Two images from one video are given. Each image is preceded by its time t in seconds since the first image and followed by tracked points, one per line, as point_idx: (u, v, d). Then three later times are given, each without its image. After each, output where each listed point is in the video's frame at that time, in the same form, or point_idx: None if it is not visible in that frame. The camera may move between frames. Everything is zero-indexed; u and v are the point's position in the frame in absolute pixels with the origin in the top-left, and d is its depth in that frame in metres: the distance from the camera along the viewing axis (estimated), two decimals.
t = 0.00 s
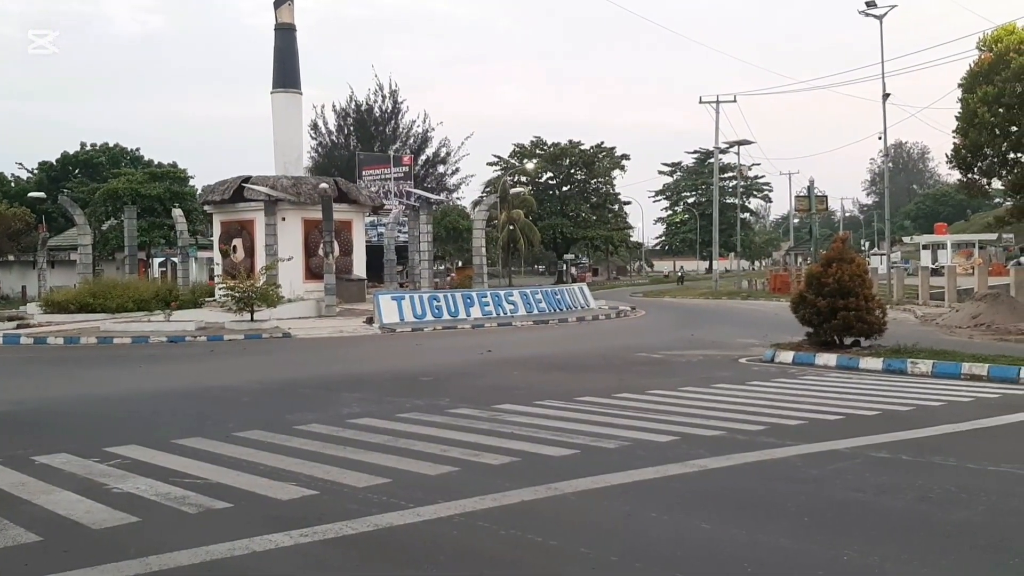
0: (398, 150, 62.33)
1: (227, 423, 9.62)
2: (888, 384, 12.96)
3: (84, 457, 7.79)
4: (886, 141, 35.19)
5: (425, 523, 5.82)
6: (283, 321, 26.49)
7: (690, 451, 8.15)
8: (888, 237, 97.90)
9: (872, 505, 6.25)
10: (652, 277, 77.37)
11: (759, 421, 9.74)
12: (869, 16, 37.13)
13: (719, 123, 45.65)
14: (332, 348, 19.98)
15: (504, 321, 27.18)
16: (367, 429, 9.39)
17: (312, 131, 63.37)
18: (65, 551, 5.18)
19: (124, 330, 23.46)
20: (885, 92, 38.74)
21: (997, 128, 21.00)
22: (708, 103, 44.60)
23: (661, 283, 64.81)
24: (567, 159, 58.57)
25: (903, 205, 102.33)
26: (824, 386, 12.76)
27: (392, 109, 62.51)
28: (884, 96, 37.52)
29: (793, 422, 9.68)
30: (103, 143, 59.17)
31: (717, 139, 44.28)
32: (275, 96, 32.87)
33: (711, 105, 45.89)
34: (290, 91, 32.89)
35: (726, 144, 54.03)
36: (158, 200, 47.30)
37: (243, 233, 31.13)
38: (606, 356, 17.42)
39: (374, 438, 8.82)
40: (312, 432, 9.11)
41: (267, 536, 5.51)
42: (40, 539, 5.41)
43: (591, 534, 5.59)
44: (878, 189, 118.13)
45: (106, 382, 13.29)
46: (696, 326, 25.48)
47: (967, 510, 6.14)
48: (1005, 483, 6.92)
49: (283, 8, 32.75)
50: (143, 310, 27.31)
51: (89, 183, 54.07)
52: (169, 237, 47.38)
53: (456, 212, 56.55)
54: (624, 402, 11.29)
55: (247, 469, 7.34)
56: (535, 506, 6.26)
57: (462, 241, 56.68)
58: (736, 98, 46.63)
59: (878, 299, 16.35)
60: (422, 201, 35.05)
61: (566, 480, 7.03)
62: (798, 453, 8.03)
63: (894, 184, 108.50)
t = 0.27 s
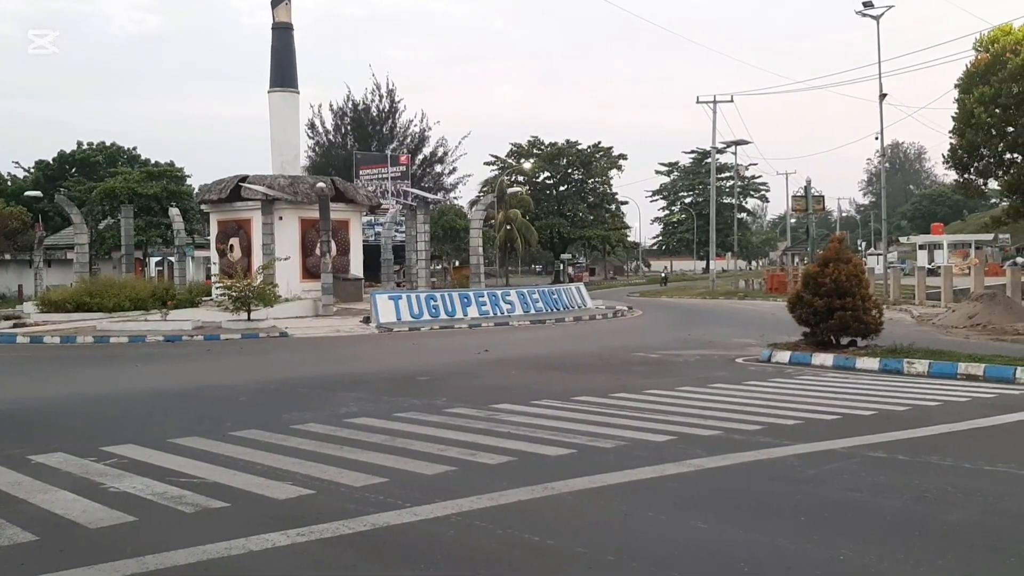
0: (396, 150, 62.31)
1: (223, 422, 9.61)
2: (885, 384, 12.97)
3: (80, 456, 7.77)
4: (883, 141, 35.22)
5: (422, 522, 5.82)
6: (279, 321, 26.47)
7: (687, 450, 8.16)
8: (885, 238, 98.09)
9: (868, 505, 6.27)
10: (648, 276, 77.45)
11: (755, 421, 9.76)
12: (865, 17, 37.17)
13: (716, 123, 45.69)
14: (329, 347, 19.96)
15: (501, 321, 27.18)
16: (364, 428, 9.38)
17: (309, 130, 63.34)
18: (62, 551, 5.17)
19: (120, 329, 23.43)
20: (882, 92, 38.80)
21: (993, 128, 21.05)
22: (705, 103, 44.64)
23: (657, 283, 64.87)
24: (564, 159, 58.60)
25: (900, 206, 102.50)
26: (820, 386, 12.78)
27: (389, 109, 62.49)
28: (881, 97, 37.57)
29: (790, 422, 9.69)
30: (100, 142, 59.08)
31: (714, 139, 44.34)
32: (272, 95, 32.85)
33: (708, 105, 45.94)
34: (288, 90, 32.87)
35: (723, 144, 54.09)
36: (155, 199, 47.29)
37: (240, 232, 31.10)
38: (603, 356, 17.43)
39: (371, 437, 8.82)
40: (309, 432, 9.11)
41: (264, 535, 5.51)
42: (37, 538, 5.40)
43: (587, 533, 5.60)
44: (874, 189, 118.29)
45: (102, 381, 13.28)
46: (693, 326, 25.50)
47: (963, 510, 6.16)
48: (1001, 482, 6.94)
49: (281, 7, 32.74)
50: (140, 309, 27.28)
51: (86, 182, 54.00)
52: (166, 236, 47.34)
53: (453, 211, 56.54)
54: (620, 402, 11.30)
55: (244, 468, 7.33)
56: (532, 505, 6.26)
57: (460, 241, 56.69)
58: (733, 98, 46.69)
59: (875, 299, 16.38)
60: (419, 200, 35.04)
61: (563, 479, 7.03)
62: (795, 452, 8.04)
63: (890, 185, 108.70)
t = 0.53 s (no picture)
0: (392, 149, 62.26)
1: (220, 422, 9.61)
2: (881, 383, 12.99)
3: (76, 456, 7.76)
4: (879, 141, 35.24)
5: (420, 521, 5.82)
6: (276, 320, 26.44)
7: (684, 450, 8.17)
8: (881, 237, 98.24)
9: (865, 505, 6.28)
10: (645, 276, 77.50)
11: (752, 420, 9.78)
12: (862, 17, 37.20)
13: (712, 123, 45.78)
14: (326, 347, 19.95)
15: (498, 321, 27.17)
16: (362, 427, 9.37)
17: (305, 130, 63.27)
18: (58, 551, 5.16)
19: (117, 329, 23.40)
20: (878, 92, 38.84)
21: (989, 128, 21.08)
22: (701, 103, 44.71)
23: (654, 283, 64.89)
24: (561, 159, 58.60)
25: (896, 205, 102.67)
26: (817, 386, 12.80)
27: (385, 108, 62.44)
28: (877, 96, 37.63)
29: (787, 422, 9.70)
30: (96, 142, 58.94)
31: (711, 139, 44.42)
32: (268, 94, 32.82)
33: (704, 104, 45.98)
34: (284, 90, 32.84)
35: (720, 144, 54.13)
36: (151, 199, 47.26)
37: (236, 232, 31.06)
38: (600, 355, 17.45)
39: (368, 437, 8.81)
40: (306, 431, 9.11)
41: (261, 535, 5.51)
42: (34, 538, 5.40)
43: (585, 533, 5.60)
44: (870, 189, 118.45)
45: (98, 381, 13.26)
46: (689, 326, 25.53)
47: (960, 509, 6.17)
48: (997, 481, 6.95)
49: (277, 6, 32.70)
50: (136, 309, 27.25)
51: (82, 182, 53.91)
52: (162, 235, 47.27)
53: (450, 211, 56.52)
54: (617, 401, 11.30)
55: (240, 468, 7.33)
56: (529, 504, 6.28)
57: (456, 241, 56.68)
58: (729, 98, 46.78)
59: (871, 299, 16.40)
60: (416, 200, 35.02)
61: (560, 478, 7.05)
62: (791, 451, 8.07)
63: (886, 184, 108.88)
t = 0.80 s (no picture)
0: (390, 149, 62.23)
1: (218, 422, 9.60)
2: (879, 382, 13.01)
3: (74, 456, 7.76)
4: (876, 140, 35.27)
5: (418, 521, 5.82)
6: (274, 320, 26.41)
7: (681, 449, 8.18)
8: (878, 237, 98.33)
9: (863, 504, 6.28)
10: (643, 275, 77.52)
11: (750, 419, 9.79)
12: (859, 16, 37.20)
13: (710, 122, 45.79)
14: (324, 346, 19.95)
15: (496, 321, 27.17)
16: (360, 427, 9.37)
17: (303, 129, 63.21)
18: (55, 551, 5.16)
19: (114, 329, 23.38)
20: (876, 91, 38.85)
21: (986, 127, 21.11)
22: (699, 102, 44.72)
23: (652, 282, 64.88)
24: (558, 158, 58.59)
25: (893, 205, 102.77)
26: (815, 385, 12.81)
27: (383, 108, 62.40)
28: (875, 95, 37.65)
29: (785, 421, 9.71)
30: (93, 141, 58.87)
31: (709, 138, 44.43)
32: (266, 94, 32.78)
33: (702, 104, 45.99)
34: (281, 89, 32.81)
35: (718, 143, 54.13)
36: (149, 198, 47.23)
37: (234, 232, 31.04)
38: (598, 355, 17.45)
39: (366, 437, 8.81)
40: (304, 431, 9.11)
41: (258, 534, 5.51)
42: (32, 537, 5.40)
43: (583, 532, 5.60)
44: (868, 188, 118.62)
45: (96, 381, 13.25)
46: (687, 325, 25.55)
47: (957, 508, 6.18)
48: (994, 481, 6.96)
49: (275, 6, 32.66)
50: (134, 309, 27.24)
51: (79, 181, 53.83)
52: (160, 235, 47.23)
53: (448, 210, 56.52)
54: (615, 401, 11.30)
55: (238, 468, 7.33)
56: (527, 503, 6.29)
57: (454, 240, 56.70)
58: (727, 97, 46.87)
59: (868, 298, 16.40)
60: (413, 199, 35.01)
61: (558, 478, 7.05)
62: (789, 451, 8.07)
63: (884, 184, 108.97)
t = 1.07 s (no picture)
0: (387, 147, 62.15)
1: (215, 421, 9.59)
2: (875, 381, 13.02)
3: (71, 455, 7.74)
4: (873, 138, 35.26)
5: (416, 520, 5.81)
6: (270, 319, 26.39)
7: (679, 447, 8.18)
8: (875, 235, 98.45)
9: (860, 502, 6.29)
10: (639, 274, 77.56)
11: (747, 418, 9.79)
12: (856, 14, 37.19)
13: (707, 121, 45.81)
14: (321, 345, 19.93)
15: (493, 319, 27.17)
16: (357, 426, 9.36)
17: (299, 128, 63.13)
18: (53, 550, 5.15)
19: (111, 327, 23.35)
20: (873, 90, 38.87)
21: (983, 126, 21.15)
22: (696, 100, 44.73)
23: (649, 281, 64.85)
24: (555, 157, 58.57)
25: (889, 203, 102.93)
26: (812, 384, 12.82)
27: (380, 106, 62.33)
28: (872, 94, 37.66)
29: (781, 419, 9.72)
30: (89, 140, 58.76)
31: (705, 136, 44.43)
32: (262, 92, 32.73)
33: (699, 102, 46.00)
34: (278, 88, 32.77)
35: (715, 142, 54.14)
36: (145, 197, 47.16)
37: (230, 230, 31.00)
38: (595, 353, 17.44)
39: (364, 435, 8.80)
40: (301, 429, 9.09)
41: (256, 533, 5.50)
42: (29, 537, 5.39)
43: (580, 531, 5.60)
44: (864, 187, 118.73)
45: (92, 380, 13.23)
46: (684, 324, 25.56)
47: (954, 506, 6.19)
48: (992, 479, 6.97)
49: (271, 4, 32.60)
50: (130, 307, 27.22)
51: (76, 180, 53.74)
52: (156, 234, 47.17)
53: (445, 209, 56.51)
54: (612, 399, 11.30)
55: (235, 467, 7.32)
56: (525, 502, 6.28)
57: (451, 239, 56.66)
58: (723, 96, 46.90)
59: (866, 297, 16.41)
60: (410, 198, 34.98)
61: (555, 476, 7.05)
62: (786, 449, 8.08)
63: (880, 182, 109.15)
